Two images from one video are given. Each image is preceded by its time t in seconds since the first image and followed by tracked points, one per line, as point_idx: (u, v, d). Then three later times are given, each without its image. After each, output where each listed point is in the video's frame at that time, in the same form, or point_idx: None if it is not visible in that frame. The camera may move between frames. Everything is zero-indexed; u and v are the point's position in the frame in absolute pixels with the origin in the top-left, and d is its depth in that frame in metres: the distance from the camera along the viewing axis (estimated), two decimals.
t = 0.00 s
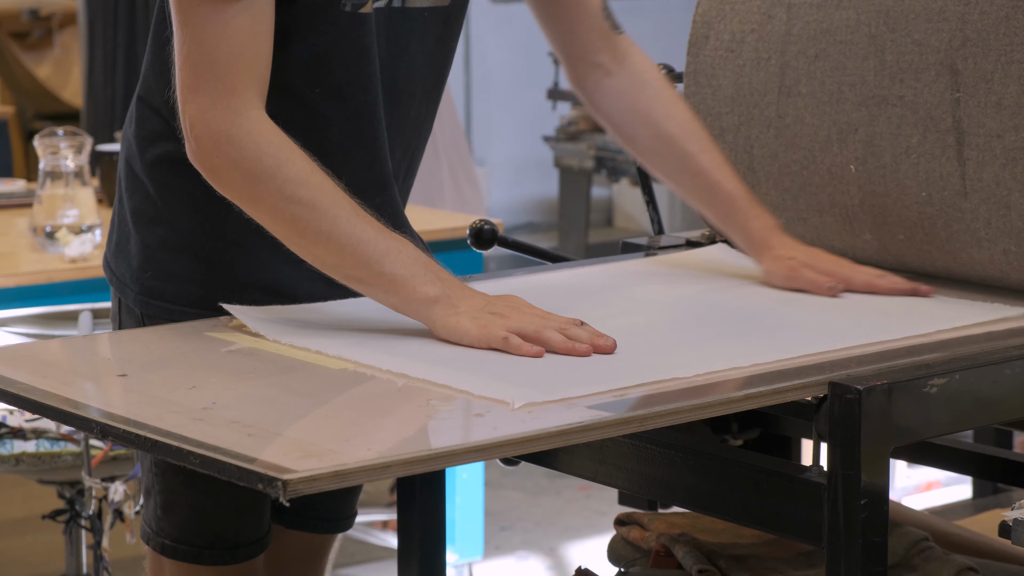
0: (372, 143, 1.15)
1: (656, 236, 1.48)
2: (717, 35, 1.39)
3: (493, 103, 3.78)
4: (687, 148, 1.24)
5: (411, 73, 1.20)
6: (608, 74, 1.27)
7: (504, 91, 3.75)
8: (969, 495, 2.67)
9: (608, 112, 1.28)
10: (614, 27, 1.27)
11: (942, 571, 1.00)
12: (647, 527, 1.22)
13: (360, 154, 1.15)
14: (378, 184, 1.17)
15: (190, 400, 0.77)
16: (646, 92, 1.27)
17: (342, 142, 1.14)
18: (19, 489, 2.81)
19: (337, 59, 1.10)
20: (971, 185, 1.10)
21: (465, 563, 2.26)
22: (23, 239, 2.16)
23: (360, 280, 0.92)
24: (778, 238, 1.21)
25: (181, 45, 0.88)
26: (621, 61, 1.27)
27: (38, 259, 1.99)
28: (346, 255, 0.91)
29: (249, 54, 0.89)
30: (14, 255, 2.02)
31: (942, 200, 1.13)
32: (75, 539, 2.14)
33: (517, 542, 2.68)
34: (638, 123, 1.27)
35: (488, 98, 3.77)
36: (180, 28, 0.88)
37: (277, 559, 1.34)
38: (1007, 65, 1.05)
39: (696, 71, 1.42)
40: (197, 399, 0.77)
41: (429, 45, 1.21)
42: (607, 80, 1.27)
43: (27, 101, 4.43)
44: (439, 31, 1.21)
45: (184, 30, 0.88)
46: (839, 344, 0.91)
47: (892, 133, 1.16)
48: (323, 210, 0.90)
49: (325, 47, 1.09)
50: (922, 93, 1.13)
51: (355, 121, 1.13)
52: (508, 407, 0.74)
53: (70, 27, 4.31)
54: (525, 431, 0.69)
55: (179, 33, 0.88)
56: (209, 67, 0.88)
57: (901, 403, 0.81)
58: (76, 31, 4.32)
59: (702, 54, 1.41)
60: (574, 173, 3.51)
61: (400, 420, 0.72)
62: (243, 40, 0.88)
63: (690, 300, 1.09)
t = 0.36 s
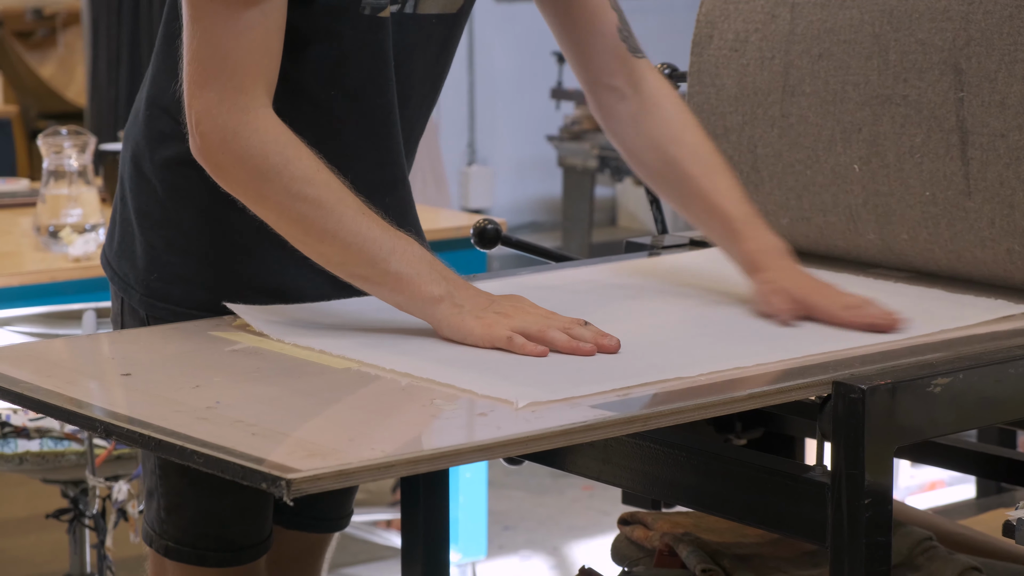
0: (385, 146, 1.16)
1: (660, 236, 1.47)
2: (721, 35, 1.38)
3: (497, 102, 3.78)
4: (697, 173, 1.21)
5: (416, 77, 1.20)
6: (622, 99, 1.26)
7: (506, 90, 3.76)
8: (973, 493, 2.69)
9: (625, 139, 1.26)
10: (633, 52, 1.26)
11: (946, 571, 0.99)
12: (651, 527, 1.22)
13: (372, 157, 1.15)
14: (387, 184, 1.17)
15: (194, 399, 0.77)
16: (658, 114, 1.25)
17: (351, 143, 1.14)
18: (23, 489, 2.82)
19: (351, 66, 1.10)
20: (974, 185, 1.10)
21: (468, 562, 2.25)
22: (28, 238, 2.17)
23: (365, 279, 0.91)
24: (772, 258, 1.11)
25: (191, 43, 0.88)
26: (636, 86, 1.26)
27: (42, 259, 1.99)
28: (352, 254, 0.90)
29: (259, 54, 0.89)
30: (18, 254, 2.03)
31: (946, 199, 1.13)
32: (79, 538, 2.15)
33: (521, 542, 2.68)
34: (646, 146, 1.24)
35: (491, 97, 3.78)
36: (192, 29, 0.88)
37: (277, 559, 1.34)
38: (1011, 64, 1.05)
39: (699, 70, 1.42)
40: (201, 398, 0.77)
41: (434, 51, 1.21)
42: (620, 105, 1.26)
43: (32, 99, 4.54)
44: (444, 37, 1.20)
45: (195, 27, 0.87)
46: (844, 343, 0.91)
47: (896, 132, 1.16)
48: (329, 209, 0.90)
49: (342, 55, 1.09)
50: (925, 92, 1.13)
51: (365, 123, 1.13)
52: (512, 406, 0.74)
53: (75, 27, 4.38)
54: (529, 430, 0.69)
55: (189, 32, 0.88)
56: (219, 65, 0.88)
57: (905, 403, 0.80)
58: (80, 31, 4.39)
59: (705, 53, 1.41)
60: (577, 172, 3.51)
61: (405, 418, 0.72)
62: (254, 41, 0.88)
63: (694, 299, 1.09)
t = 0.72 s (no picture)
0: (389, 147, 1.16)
1: (663, 236, 1.47)
2: (725, 34, 1.38)
3: (499, 101, 3.78)
4: (722, 140, 1.19)
5: (427, 77, 1.21)
6: (645, 73, 1.23)
7: (509, 90, 3.77)
8: (978, 492, 2.69)
9: (645, 111, 1.24)
10: (654, 26, 1.24)
11: (950, 570, 0.99)
12: (654, 526, 1.22)
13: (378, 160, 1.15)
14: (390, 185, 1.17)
15: (198, 399, 0.77)
16: (682, 86, 1.23)
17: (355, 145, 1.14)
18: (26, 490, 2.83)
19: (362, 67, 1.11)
20: (977, 184, 1.10)
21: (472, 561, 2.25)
22: (31, 237, 2.17)
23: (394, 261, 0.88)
24: (807, 223, 1.15)
25: (197, 47, 0.85)
26: (658, 58, 1.23)
27: (46, 259, 1.99)
28: (381, 237, 0.87)
29: (262, 47, 0.86)
30: (21, 254, 2.03)
31: (949, 199, 1.13)
32: (83, 538, 2.15)
33: (524, 542, 2.68)
34: (673, 120, 1.22)
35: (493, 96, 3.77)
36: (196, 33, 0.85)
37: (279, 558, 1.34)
38: (1014, 63, 1.05)
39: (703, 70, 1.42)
40: (205, 397, 0.78)
41: (448, 51, 1.21)
42: (644, 80, 1.24)
43: (33, 100, 4.58)
44: (461, 36, 1.21)
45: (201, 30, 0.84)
46: (847, 343, 0.91)
47: (899, 132, 1.16)
48: (349, 193, 0.86)
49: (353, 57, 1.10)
50: (928, 92, 1.13)
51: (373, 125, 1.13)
52: (515, 406, 0.74)
53: (77, 27, 4.39)
54: (533, 429, 0.69)
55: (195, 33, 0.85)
56: (225, 63, 0.85)
57: (908, 402, 0.80)
58: (83, 31, 4.41)
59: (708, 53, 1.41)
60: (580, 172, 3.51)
61: (407, 417, 0.72)
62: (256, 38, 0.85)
63: (698, 298, 1.09)
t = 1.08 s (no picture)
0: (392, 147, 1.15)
1: (665, 236, 1.47)
2: (727, 34, 1.38)
3: (499, 100, 3.83)
4: (698, 155, 1.22)
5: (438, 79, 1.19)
6: (631, 78, 1.26)
7: (512, 93, 3.83)
8: (979, 492, 2.68)
9: (632, 119, 1.27)
10: (640, 30, 1.26)
11: (952, 570, 1.00)
12: (656, 527, 1.22)
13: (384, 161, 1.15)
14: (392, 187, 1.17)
15: (199, 399, 0.77)
16: (666, 97, 1.25)
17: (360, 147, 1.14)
18: (28, 488, 2.83)
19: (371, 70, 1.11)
20: (979, 184, 1.10)
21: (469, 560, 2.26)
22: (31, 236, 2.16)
23: (555, 281, 0.93)
24: (769, 249, 1.14)
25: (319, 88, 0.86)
26: (646, 64, 1.25)
27: (45, 256, 2.01)
28: (538, 260, 0.92)
29: (400, 81, 0.87)
30: (22, 253, 2.03)
31: (951, 199, 1.13)
32: (84, 538, 2.15)
33: (526, 542, 2.68)
34: (652, 129, 1.25)
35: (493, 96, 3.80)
36: (309, 71, 0.86)
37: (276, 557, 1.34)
38: (1017, 63, 1.05)
39: (705, 70, 1.42)
40: (206, 396, 0.78)
41: (466, 53, 1.20)
42: (629, 84, 1.26)
43: (37, 99, 4.58)
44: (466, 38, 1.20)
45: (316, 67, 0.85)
46: (850, 343, 0.91)
47: (902, 132, 1.16)
48: (509, 222, 0.91)
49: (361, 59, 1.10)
50: (931, 92, 1.13)
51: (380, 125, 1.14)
52: (517, 406, 0.74)
53: (80, 26, 4.39)
54: (535, 429, 0.69)
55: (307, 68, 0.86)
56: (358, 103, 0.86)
57: (910, 402, 0.80)
58: (85, 30, 4.42)
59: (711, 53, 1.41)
60: (582, 172, 3.51)
61: (409, 417, 0.72)
62: (389, 73, 0.86)
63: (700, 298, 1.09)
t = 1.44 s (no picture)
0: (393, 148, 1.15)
1: (667, 236, 1.47)
2: (728, 34, 1.38)
3: (500, 100, 3.78)
4: (697, 156, 1.21)
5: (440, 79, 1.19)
6: (628, 76, 1.26)
7: (513, 91, 3.78)
8: (980, 491, 2.68)
9: (630, 118, 1.27)
10: (635, 26, 1.26)
11: (953, 570, 0.99)
12: (657, 526, 1.22)
13: (384, 161, 1.15)
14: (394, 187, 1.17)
15: (200, 399, 0.77)
16: (664, 95, 1.25)
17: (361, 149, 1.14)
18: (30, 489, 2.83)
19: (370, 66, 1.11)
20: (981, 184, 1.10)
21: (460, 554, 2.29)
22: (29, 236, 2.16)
23: (348, 288, 0.86)
24: (771, 251, 1.14)
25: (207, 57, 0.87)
26: (641, 60, 1.25)
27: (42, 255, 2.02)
28: (335, 266, 0.86)
29: (272, 66, 0.88)
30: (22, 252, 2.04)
31: (953, 199, 1.13)
32: (85, 538, 2.15)
33: (527, 541, 2.68)
34: (650, 128, 1.25)
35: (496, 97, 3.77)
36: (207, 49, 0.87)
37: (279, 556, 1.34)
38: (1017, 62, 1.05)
39: (706, 70, 1.42)
40: (207, 397, 0.78)
41: (462, 53, 1.20)
42: (623, 82, 1.26)
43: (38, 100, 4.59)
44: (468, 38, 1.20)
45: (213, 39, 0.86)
46: (850, 342, 0.91)
47: (903, 131, 1.16)
48: (315, 218, 0.86)
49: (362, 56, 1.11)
50: (932, 91, 1.13)
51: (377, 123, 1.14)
52: (518, 406, 0.75)
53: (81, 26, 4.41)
54: (536, 429, 0.69)
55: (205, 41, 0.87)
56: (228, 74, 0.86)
57: (911, 402, 0.80)
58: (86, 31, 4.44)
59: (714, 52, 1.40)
60: (583, 172, 3.51)
61: (410, 417, 0.72)
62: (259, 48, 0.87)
63: (701, 297, 1.09)
